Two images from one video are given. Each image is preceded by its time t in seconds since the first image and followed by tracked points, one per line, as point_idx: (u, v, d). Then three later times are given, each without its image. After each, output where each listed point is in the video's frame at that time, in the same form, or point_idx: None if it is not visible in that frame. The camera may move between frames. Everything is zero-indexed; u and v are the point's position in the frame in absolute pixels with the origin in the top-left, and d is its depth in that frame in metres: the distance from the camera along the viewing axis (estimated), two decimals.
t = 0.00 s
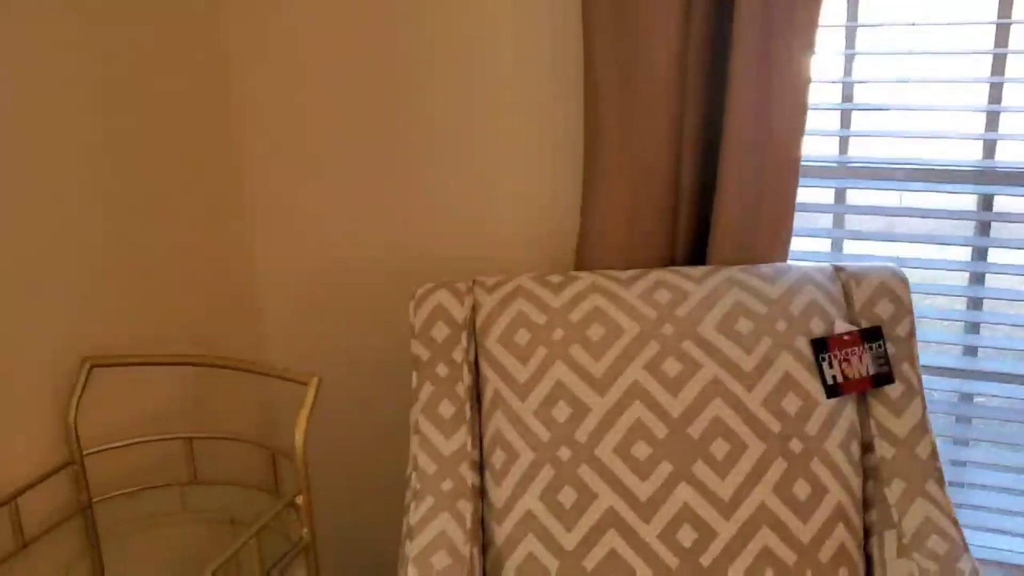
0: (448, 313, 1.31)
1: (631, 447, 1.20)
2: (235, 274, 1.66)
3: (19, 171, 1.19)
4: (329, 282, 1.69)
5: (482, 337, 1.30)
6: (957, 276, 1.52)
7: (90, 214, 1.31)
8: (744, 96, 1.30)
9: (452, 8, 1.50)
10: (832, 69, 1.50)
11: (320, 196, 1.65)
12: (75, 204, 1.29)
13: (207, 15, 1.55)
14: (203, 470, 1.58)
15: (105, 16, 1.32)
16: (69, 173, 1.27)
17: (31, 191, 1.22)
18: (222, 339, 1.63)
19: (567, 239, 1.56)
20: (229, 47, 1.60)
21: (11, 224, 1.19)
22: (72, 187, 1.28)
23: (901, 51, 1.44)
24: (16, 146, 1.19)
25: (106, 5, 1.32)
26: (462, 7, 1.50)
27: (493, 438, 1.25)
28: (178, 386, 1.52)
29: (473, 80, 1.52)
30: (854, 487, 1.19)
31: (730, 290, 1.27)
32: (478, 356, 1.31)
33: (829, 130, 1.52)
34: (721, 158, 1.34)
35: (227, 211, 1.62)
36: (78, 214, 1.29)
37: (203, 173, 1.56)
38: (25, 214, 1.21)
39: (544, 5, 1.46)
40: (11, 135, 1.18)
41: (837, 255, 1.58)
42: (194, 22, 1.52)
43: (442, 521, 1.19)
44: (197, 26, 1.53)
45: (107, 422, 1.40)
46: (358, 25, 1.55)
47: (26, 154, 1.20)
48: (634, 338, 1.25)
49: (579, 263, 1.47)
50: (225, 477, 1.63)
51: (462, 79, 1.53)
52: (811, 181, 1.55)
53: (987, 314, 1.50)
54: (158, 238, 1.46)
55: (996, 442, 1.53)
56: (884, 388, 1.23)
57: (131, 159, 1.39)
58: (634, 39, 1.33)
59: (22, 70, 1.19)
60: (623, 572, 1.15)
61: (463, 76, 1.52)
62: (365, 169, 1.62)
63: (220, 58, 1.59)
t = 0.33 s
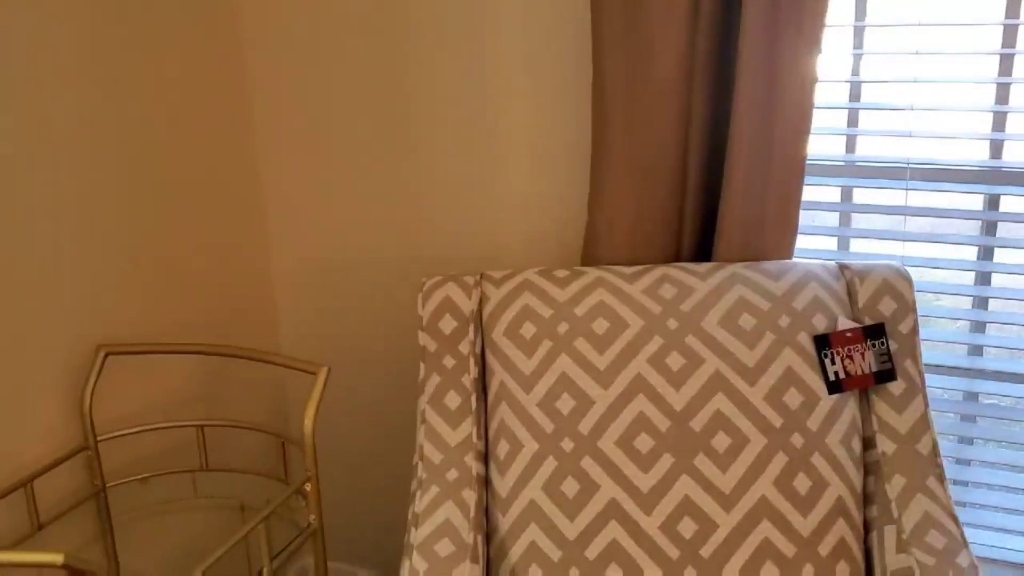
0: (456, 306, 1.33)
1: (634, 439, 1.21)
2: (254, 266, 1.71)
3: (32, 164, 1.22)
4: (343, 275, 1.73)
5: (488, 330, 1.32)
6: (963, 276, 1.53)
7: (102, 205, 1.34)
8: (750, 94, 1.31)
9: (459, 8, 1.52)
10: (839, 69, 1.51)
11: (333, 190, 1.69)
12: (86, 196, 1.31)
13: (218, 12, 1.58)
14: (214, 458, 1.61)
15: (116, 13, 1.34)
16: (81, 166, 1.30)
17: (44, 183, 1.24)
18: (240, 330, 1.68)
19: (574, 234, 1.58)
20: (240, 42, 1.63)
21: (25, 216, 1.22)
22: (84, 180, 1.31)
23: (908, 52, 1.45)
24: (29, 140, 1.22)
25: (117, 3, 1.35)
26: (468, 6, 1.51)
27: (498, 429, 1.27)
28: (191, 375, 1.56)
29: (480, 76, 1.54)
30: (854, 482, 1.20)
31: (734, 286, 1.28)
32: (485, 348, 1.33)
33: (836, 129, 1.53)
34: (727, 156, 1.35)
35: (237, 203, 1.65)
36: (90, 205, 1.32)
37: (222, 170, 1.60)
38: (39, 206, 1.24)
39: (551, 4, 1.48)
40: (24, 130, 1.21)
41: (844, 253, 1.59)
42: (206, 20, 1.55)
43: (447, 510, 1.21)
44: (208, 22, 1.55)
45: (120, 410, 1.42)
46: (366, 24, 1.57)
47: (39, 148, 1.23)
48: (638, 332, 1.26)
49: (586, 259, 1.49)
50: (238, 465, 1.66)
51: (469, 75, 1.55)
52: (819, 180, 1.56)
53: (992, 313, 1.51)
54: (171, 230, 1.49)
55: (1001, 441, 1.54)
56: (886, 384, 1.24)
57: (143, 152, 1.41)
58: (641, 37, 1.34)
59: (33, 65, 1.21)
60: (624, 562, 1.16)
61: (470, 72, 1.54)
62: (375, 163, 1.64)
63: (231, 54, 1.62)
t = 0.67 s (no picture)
0: (472, 300, 1.35)
1: (646, 434, 1.22)
2: (280, 258, 1.77)
3: (60, 156, 1.25)
4: (360, 265, 1.76)
5: (504, 324, 1.34)
6: (984, 277, 1.52)
7: (128, 196, 1.37)
8: (768, 91, 1.32)
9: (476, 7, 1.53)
10: (861, 68, 1.50)
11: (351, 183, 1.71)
12: (112, 187, 1.35)
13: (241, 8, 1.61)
14: (236, 447, 1.64)
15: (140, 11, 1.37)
16: (108, 157, 1.33)
17: (72, 174, 1.28)
18: (262, 321, 1.73)
19: (589, 230, 1.59)
20: (264, 41, 1.67)
21: (53, 206, 1.25)
22: (110, 171, 1.34)
23: (929, 51, 1.44)
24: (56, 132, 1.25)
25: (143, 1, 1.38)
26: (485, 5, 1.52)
27: (512, 422, 1.29)
28: (213, 364, 1.59)
29: (497, 73, 1.55)
30: (867, 480, 1.20)
31: (750, 283, 1.29)
32: (500, 342, 1.35)
33: (857, 129, 1.53)
34: (745, 153, 1.36)
35: (257, 195, 1.68)
36: (115, 196, 1.35)
37: (251, 165, 1.67)
38: (66, 197, 1.27)
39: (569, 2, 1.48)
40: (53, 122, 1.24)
41: (863, 253, 1.59)
42: (230, 18, 1.58)
43: (460, 500, 1.23)
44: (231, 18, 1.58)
45: (144, 398, 1.45)
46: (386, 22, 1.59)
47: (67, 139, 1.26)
48: (652, 328, 1.27)
49: (603, 254, 1.50)
50: (259, 453, 1.70)
51: (485, 72, 1.56)
52: (839, 179, 1.56)
53: (1013, 315, 1.50)
54: (193, 222, 1.52)
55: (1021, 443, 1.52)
56: (901, 383, 1.24)
57: (168, 145, 1.45)
58: (659, 35, 1.35)
59: (62, 59, 1.24)
60: (634, 555, 1.17)
61: (488, 71, 1.56)
62: (394, 159, 1.67)
63: (253, 49, 1.65)
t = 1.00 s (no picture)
0: (492, 283, 1.38)
1: (659, 416, 1.24)
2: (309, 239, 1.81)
3: (99, 137, 1.30)
4: (390, 246, 1.80)
5: (523, 306, 1.37)
6: (1009, 267, 1.51)
7: (162, 176, 1.42)
8: (790, 78, 1.32)
9: None
10: (887, 56, 1.49)
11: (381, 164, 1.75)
12: (148, 167, 1.39)
13: None
14: (264, 423, 1.68)
15: None
16: (143, 139, 1.38)
17: (110, 155, 1.32)
18: (290, 299, 1.77)
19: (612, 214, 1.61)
20: (296, 26, 1.72)
21: (92, 186, 1.30)
22: (146, 151, 1.39)
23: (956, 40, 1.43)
24: (96, 114, 1.29)
25: None
26: None
27: (528, 402, 1.31)
28: (242, 342, 1.63)
29: (522, 60, 1.58)
30: (879, 466, 1.21)
31: (767, 269, 1.29)
32: (519, 324, 1.38)
33: (882, 117, 1.52)
34: (766, 139, 1.36)
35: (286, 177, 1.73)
36: (151, 176, 1.40)
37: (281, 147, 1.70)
38: (105, 176, 1.32)
39: None
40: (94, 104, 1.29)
41: (886, 242, 1.58)
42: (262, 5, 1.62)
43: (475, 476, 1.26)
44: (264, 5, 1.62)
45: (175, 373, 1.50)
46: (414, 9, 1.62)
47: (106, 121, 1.31)
48: (669, 312, 1.28)
49: (623, 239, 1.52)
50: (287, 429, 1.74)
51: (508, 57, 1.58)
52: (863, 167, 1.55)
53: None
54: (224, 202, 1.57)
55: None
56: (917, 371, 1.24)
57: (201, 127, 1.49)
58: (682, 22, 1.35)
59: (101, 44, 1.29)
60: (645, 534, 1.20)
61: (513, 58, 1.58)
62: (420, 143, 1.71)
63: (285, 34, 1.69)
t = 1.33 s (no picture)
0: (513, 256, 1.40)
1: (673, 388, 1.26)
2: (339, 212, 1.87)
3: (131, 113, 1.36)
4: (420, 221, 1.85)
5: (543, 279, 1.39)
6: None
7: (192, 150, 1.48)
8: (811, 53, 1.32)
9: None
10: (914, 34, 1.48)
11: (412, 140, 1.80)
12: (179, 141, 1.45)
13: None
14: (294, 390, 1.74)
15: None
16: (173, 114, 1.44)
17: (143, 130, 1.39)
18: (320, 271, 1.83)
19: (633, 190, 1.64)
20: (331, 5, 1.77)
21: (125, 159, 1.36)
22: (177, 126, 1.45)
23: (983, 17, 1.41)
24: (128, 90, 1.36)
25: None
26: None
27: (546, 372, 1.34)
28: (275, 311, 1.69)
29: (546, 39, 1.61)
30: (891, 441, 1.22)
31: (785, 245, 1.30)
32: (539, 297, 1.40)
33: (907, 95, 1.51)
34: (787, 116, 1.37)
35: (316, 152, 1.78)
36: (183, 150, 1.46)
37: (316, 122, 1.77)
38: (139, 150, 1.38)
39: None
40: (128, 79, 1.35)
41: (910, 221, 1.58)
42: None
43: (492, 443, 1.29)
44: None
45: (209, 341, 1.56)
46: None
47: (138, 97, 1.37)
48: (685, 286, 1.30)
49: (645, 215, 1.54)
50: (317, 397, 1.80)
51: (534, 37, 1.62)
52: (888, 146, 1.55)
53: None
54: (254, 176, 1.62)
55: None
56: (932, 348, 1.25)
57: (230, 104, 1.55)
58: None
59: (136, 20, 1.35)
60: (656, 502, 1.23)
61: (538, 37, 1.62)
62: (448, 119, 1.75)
63: (319, 12, 1.74)
